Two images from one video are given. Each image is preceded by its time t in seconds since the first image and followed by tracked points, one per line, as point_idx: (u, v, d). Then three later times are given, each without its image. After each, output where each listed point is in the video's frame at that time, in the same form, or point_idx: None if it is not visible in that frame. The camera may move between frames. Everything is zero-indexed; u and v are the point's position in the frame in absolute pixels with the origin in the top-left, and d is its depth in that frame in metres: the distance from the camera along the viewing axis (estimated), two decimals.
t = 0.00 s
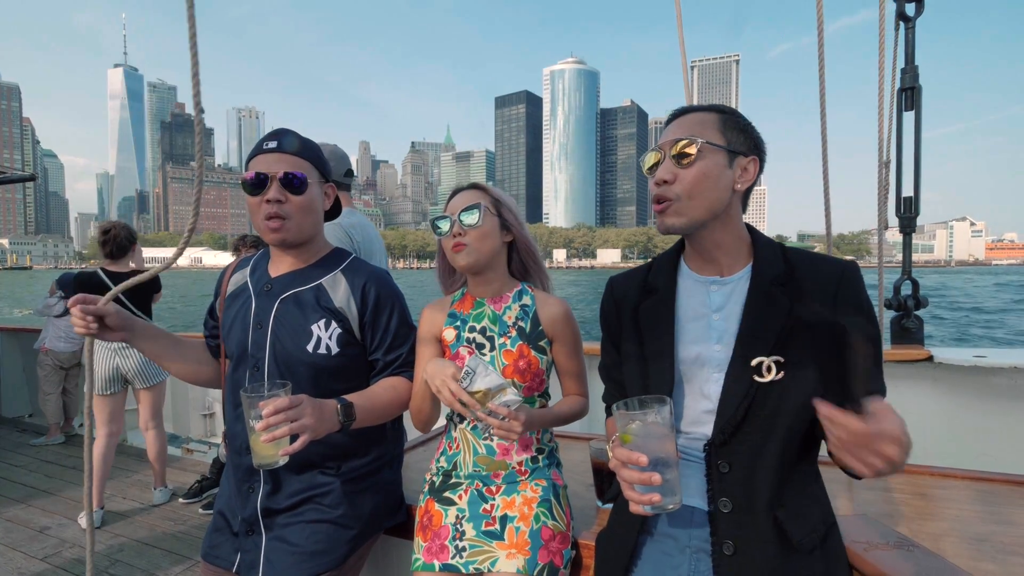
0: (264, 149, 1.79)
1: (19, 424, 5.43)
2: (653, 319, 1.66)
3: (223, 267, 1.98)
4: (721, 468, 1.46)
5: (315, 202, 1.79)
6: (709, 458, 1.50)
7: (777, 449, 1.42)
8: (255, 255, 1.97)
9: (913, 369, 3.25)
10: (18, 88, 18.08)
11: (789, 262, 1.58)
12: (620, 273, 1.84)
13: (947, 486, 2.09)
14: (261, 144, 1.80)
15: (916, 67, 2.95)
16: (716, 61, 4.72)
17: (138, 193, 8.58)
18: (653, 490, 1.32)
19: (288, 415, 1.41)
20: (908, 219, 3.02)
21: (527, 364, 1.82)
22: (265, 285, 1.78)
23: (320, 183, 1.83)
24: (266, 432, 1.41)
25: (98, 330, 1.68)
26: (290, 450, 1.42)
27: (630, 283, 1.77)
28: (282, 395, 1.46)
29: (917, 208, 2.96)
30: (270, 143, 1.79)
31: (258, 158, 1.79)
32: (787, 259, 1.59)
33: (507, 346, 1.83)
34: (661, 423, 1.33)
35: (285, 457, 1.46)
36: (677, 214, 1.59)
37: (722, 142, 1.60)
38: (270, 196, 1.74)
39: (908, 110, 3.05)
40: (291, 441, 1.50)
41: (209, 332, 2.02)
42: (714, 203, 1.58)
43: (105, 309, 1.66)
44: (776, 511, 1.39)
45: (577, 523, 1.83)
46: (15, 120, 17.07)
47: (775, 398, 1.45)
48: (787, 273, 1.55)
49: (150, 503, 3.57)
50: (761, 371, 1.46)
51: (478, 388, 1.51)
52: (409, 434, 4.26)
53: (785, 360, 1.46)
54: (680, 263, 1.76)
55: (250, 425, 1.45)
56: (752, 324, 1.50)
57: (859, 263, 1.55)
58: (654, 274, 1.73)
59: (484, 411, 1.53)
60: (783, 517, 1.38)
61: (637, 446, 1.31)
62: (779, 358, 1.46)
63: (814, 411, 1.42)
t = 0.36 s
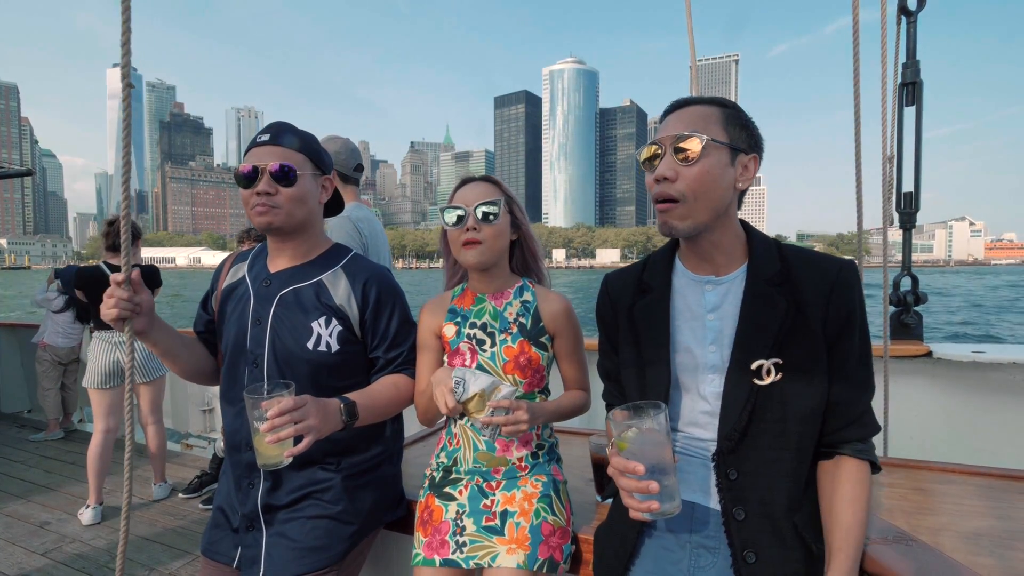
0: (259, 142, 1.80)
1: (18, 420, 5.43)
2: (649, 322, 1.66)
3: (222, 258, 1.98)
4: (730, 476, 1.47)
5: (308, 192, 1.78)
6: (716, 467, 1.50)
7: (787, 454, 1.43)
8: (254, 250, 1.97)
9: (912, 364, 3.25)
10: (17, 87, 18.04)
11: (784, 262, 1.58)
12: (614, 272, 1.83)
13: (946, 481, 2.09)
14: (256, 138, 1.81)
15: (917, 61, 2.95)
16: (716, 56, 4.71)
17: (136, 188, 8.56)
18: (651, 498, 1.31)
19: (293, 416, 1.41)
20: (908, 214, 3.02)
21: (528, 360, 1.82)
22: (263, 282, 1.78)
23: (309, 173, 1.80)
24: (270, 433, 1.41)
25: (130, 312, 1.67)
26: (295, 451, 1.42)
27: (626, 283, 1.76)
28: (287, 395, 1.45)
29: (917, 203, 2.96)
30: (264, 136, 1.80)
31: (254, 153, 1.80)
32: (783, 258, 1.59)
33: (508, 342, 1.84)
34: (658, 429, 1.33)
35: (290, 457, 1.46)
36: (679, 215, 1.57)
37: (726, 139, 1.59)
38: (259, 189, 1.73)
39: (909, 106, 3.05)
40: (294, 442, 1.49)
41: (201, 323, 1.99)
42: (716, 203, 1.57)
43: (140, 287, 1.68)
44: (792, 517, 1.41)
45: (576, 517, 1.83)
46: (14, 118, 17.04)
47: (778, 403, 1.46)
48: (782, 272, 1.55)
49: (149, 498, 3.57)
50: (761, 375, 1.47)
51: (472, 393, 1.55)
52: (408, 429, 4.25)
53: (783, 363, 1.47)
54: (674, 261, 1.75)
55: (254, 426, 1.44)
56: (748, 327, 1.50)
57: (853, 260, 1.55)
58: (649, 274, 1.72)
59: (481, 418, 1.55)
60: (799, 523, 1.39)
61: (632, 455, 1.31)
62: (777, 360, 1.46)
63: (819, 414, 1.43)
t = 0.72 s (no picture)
0: (253, 134, 1.80)
1: (16, 415, 5.42)
2: (647, 318, 1.65)
3: (217, 255, 1.98)
4: (728, 474, 1.47)
5: (298, 186, 1.77)
6: (714, 465, 1.50)
7: (784, 453, 1.43)
8: (249, 245, 1.97)
9: (910, 359, 3.26)
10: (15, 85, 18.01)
11: (782, 258, 1.57)
12: (612, 267, 1.83)
13: (943, 475, 2.10)
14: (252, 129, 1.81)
15: (917, 57, 2.95)
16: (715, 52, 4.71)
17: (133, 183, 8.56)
18: (649, 495, 1.31)
19: (284, 408, 1.41)
20: (906, 210, 3.02)
21: (528, 355, 1.82)
22: (258, 278, 1.78)
23: (304, 167, 1.79)
24: (262, 425, 1.41)
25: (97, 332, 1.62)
26: (286, 442, 1.42)
27: (623, 278, 1.76)
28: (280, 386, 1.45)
29: (916, 199, 2.96)
30: (258, 127, 1.80)
31: (252, 142, 1.80)
32: (780, 254, 1.58)
33: (507, 337, 1.84)
34: (656, 427, 1.32)
35: (282, 450, 1.47)
36: (696, 187, 1.55)
37: (745, 128, 1.60)
38: (249, 182, 1.74)
39: (908, 101, 3.05)
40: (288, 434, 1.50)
41: (197, 320, 2.00)
42: (731, 184, 1.56)
43: (105, 305, 1.64)
44: (790, 516, 1.41)
45: (575, 512, 1.83)
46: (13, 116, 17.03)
47: (776, 400, 1.46)
48: (779, 268, 1.54)
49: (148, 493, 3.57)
50: (757, 371, 1.47)
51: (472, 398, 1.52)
52: (407, 425, 4.26)
53: (780, 359, 1.46)
54: (672, 256, 1.75)
55: (246, 418, 1.45)
56: (745, 323, 1.50)
57: (851, 255, 1.53)
58: (646, 269, 1.72)
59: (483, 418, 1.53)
60: (798, 522, 1.40)
61: (631, 453, 1.31)
62: (774, 356, 1.46)
63: (816, 411, 1.43)
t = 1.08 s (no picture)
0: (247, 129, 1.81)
1: (14, 412, 5.42)
2: (648, 312, 1.65)
3: (215, 251, 1.98)
4: (728, 465, 1.47)
5: (291, 181, 1.77)
6: (716, 456, 1.50)
7: (787, 444, 1.43)
8: (248, 241, 1.97)
9: (907, 355, 3.26)
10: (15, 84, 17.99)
11: (784, 253, 1.57)
12: (613, 262, 1.83)
13: (940, 471, 2.10)
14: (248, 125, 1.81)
15: (916, 53, 2.95)
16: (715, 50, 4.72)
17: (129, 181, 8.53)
18: (649, 485, 1.31)
19: (279, 404, 1.41)
20: (904, 206, 3.03)
21: (527, 350, 1.82)
22: (255, 272, 1.78)
23: (298, 162, 1.80)
24: (256, 420, 1.41)
25: (89, 328, 1.63)
26: (280, 438, 1.42)
27: (625, 273, 1.75)
28: (274, 382, 1.46)
29: (914, 195, 2.96)
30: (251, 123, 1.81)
31: (248, 138, 1.80)
32: (782, 249, 1.58)
33: (506, 332, 1.84)
34: (656, 419, 1.32)
35: (276, 445, 1.47)
36: (699, 188, 1.55)
37: (743, 126, 1.60)
38: (242, 177, 1.74)
39: (907, 97, 3.05)
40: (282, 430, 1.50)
41: (196, 314, 2.02)
42: (733, 184, 1.56)
43: (97, 300, 1.64)
44: (792, 507, 1.41)
45: (573, 508, 1.84)
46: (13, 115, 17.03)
47: (777, 394, 1.46)
48: (782, 262, 1.54)
49: (146, 490, 3.57)
50: (760, 364, 1.47)
51: (461, 390, 1.52)
52: (405, 421, 4.26)
53: (782, 352, 1.46)
54: (673, 251, 1.75)
55: (240, 413, 1.45)
56: (747, 316, 1.49)
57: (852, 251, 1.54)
58: (648, 264, 1.72)
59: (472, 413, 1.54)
60: (799, 513, 1.40)
61: (631, 444, 1.31)
62: (776, 350, 1.46)
63: (818, 404, 1.43)
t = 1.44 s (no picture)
0: (245, 129, 1.79)
1: (7, 412, 5.39)
2: (649, 308, 1.64)
3: (211, 249, 1.96)
4: (729, 464, 1.45)
5: (291, 181, 1.76)
6: (716, 455, 1.48)
7: (789, 443, 1.41)
8: (245, 237, 1.95)
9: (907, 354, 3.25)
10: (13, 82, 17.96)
11: (786, 250, 1.56)
12: (614, 259, 1.82)
13: (939, 471, 2.09)
14: (244, 125, 1.80)
15: (915, 50, 2.95)
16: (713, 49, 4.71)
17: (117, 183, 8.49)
18: (637, 480, 1.29)
19: (272, 397, 1.40)
20: (903, 204, 3.02)
21: (522, 348, 1.81)
22: (250, 267, 1.76)
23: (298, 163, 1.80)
24: (249, 414, 1.39)
25: (85, 323, 1.62)
26: (274, 431, 1.41)
27: (626, 270, 1.74)
28: (268, 375, 1.44)
29: (914, 193, 2.96)
30: (249, 123, 1.79)
31: (243, 139, 1.80)
32: (786, 246, 1.57)
33: (503, 330, 1.82)
34: (648, 412, 1.30)
35: (270, 439, 1.45)
36: (678, 197, 1.58)
37: (723, 124, 1.58)
38: (242, 178, 1.72)
39: (906, 95, 3.04)
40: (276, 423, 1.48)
41: (190, 311, 1.96)
42: (714, 188, 1.57)
43: (94, 296, 1.64)
44: (795, 507, 1.39)
45: (570, 509, 1.82)
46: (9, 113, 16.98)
47: (780, 393, 1.45)
48: (786, 260, 1.53)
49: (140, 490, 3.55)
50: (762, 362, 1.45)
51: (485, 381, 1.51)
52: (401, 421, 4.24)
53: (785, 350, 1.45)
54: (675, 249, 1.74)
55: (233, 407, 1.43)
56: (750, 313, 1.48)
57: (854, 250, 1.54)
58: (650, 261, 1.71)
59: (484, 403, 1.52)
60: (801, 514, 1.38)
61: (621, 437, 1.29)
62: (779, 348, 1.45)
63: (822, 402, 1.42)
